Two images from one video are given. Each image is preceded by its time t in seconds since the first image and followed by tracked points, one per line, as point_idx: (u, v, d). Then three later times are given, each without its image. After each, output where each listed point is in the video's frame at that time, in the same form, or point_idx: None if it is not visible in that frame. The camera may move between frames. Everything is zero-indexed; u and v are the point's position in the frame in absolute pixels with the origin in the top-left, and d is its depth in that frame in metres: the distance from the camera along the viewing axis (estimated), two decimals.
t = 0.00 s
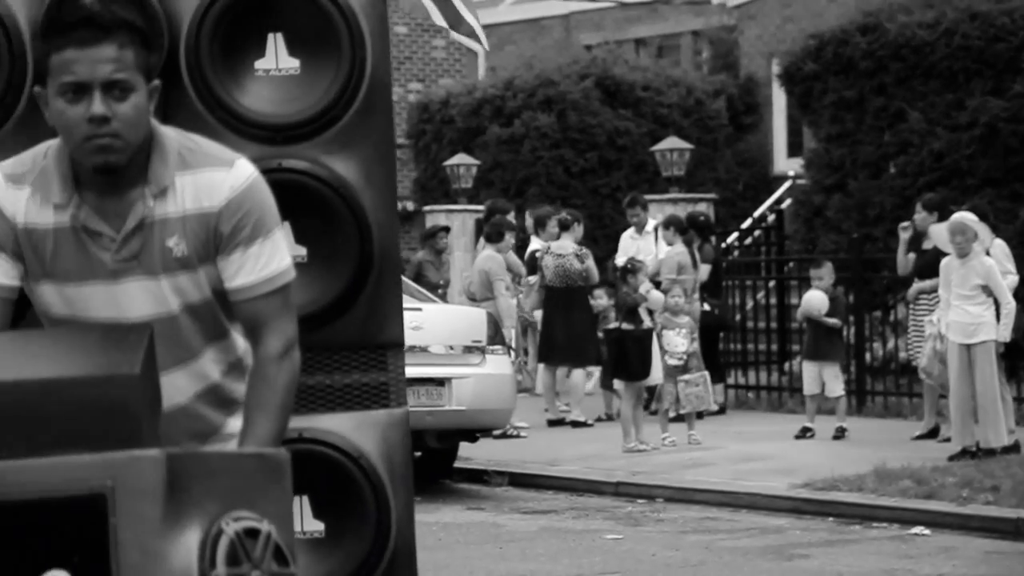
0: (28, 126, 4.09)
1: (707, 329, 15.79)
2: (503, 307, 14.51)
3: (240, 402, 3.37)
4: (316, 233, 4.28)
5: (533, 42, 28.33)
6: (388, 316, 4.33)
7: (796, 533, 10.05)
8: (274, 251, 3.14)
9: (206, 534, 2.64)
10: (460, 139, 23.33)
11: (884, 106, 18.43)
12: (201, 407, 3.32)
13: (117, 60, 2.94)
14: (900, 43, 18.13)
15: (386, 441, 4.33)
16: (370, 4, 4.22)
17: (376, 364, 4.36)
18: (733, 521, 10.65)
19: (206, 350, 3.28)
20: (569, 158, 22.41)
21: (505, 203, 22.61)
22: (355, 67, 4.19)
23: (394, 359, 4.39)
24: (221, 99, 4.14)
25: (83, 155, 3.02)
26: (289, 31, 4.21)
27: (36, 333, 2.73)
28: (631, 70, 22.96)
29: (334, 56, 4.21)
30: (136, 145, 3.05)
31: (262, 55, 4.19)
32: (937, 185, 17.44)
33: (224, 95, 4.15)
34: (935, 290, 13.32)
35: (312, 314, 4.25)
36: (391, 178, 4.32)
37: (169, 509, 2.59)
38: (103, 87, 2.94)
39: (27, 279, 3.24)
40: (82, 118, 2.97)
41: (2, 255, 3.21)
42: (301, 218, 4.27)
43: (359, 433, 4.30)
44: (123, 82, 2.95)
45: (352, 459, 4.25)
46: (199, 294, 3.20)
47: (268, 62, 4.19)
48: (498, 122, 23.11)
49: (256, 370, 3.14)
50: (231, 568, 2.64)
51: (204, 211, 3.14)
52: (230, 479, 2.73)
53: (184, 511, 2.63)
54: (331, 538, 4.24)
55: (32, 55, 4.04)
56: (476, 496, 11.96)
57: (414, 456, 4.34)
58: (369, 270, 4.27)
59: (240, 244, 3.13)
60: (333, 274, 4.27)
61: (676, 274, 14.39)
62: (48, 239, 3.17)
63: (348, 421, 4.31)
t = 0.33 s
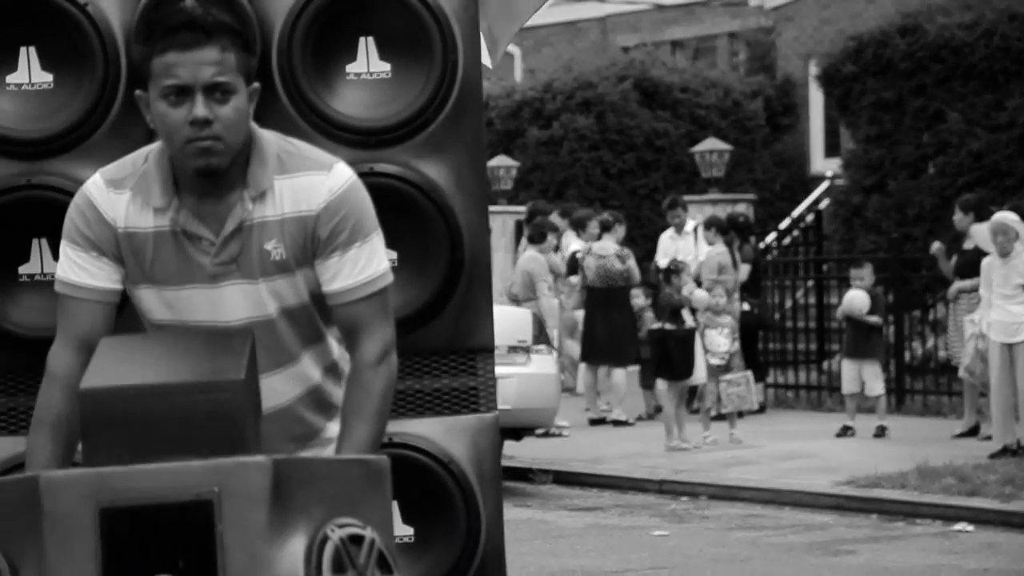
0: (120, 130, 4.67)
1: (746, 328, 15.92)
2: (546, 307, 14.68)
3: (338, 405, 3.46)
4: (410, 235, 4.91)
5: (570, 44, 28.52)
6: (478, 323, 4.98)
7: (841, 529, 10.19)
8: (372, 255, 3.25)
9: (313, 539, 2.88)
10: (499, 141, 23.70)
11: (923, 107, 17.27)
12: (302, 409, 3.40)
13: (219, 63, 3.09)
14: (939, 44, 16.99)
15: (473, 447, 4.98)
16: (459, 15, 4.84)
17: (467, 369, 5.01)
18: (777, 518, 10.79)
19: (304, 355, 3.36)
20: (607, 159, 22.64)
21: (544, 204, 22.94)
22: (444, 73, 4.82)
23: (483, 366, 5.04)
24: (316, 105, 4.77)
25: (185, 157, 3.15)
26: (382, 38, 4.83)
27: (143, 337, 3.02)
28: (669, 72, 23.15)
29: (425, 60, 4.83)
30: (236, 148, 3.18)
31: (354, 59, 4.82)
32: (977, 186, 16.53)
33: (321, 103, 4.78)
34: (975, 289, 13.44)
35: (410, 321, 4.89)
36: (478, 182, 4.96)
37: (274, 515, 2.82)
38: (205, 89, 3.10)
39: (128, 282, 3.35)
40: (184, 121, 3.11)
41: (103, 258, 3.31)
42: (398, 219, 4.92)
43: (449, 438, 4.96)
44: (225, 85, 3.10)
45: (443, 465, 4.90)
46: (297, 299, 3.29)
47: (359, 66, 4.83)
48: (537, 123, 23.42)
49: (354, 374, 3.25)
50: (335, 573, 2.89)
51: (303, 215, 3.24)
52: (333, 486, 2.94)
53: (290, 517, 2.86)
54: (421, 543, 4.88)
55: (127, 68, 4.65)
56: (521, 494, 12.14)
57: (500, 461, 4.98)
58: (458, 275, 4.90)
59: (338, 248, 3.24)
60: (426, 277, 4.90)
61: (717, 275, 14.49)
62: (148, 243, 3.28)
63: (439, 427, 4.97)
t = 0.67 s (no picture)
0: (196, 125, 4.72)
1: (768, 320, 16.18)
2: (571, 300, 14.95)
3: (418, 403, 3.68)
4: (486, 232, 4.87)
5: (591, 39, 28.80)
6: (552, 320, 4.93)
7: (863, 518, 10.41)
8: (456, 254, 3.44)
9: (405, 537, 3.02)
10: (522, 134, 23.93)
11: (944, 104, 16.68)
12: (380, 408, 3.63)
13: (309, 57, 3.30)
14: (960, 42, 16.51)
15: (547, 443, 4.93)
16: (538, 14, 4.82)
17: (540, 366, 4.99)
18: (800, 506, 11.01)
19: (388, 353, 3.58)
20: (630, 153, 22.80)
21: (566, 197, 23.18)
22: (521, 69, 4.79)
23: (556, 361, 5.01)
24: (392, 101, 4.76)
25: (274, 152, 3.33)
26: (460, 34, 4.81)
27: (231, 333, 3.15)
28: (692, 67, 23.39)
29: (503, 56, 4.81)
30: (325, 144, 3.36)
31: (431, 54, 4.81)
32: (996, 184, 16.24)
33: (397, 98, 4.76)
34: (994, 283, 13.70)
35: (487, 316, 4.85)
36: (556, 180, 4.90)
37: (367, 513, 2.98)
38: (296, 83, 3.30)
39: (215, 276, 3.51)
40: (274, 114, 3.30)
41: (190, 253, 3.47)
42: (476, 216, 4.87)
43: (521, 435, 4.92)
44: (316, 80, 3.30)
45: (516, 462, 4.86)
46: (383, 296, 3.50)
47: (435, 62, 4.82)
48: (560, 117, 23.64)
49: (439, 373, 3.43)
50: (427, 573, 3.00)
51: (389, 211, 3.44)
52: (425, 483, 3.07)
53: (381, 514, 3.01)
54: (493, 541, 4.87)
55: (204, 64, 4.70)
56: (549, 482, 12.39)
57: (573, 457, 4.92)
58: (533, 271, 4.85)
59: (424, 246, 3.44)
60: (500, 273, 4.85)
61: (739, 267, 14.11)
62: (235, 239, 3.46)
63: (512, 423, 4.93)
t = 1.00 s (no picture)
0: (239, 117, 4.23)
1: (753, 314, 16.40)
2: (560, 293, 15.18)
3: (461, 407, 3.47)
4: (524, 234, 4.30)
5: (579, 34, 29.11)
6: (588, 318, 4.37)
7: (847, 511, 10.63)
8: (508, 257, 3.30)
9: (463, 536, 2.99)
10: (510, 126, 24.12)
11: (930, 103, 16.89)
12: (425, 410, 3.43)
13: (373, 56, 3.16)
14: (947, 44, 16.71)
15: (583, 442, 4.39)
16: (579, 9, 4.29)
17: (574, 364, 4.43)
18: (785, 498, 11.24)
19: (436, 354, 3.40)
20: (619, 146, 22.80)
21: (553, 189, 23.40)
22: (564, 67, 4.24)
23: (592, 359, 4.45)
24: (432, 95, 4.21)
25: (335, 150, 3.18)
26: (500, 27, 4.27)
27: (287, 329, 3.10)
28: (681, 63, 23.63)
29: (546, 51, 4.26)
30: (385, 143, 3.21)
31: (471, 49, 4.27)
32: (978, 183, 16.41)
33: (436, 92, 4.22)
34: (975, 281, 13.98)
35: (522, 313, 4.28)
36: (597, 180, 4.36)
37: (426, 511, 2.94)
38: (361, 81, 3.16)
39: (265, 273, 3.35)
40: (338, 112, 3.16)
41: (241, 249, 3.32)
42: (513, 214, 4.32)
43: (555, 434, 4.36)
44: (379, 78, 3.16)
45: (549, 460, 4.31)
46: (433, 298, 3.34)
47: (476, 57, 4.27)
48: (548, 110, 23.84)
49: (487, 374, 3.30)
50: (484, 572, 2.96)
51: (442, 212, 3.29)
52: (483, 482, 3.05)
53: (441, 512, 2.97)
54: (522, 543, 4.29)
55: (247, 56, 4.22)
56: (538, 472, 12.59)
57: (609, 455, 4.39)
58: (571, 268, 4.29)
59: (477, 247, 3.30)
60: (537, 270, 4.28)
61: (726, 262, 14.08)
62: (286, 239, 3.31)
63: (545, 421, 4.38)
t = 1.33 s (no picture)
0: (247, 130, 4.43)
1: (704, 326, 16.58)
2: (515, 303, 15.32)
3: (480, 427, 3.52)
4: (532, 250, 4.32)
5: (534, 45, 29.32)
6: (593, 337, 4.40)
7: (798, 521, 10.80)
8: (528, 275, 3.37)
9: (496, 561, 3.00)
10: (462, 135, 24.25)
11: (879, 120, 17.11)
12: (444, 430, 3.47)
13: (401, 72, 3.21)
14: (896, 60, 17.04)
15: (587, 462, 4.42)
16: (589, 25, 4.33)
17: (578, 384, 4.47)
18: (736, 509, 11.40)
19: (454, 373, 3.44)
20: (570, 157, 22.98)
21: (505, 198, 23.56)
22: (574, 84, 4.26)
23: (596, 381, 4.49)
24: (442, 111, 4.23)
25: (364, 167, 3.23)
26: (510, 43, 4.30)
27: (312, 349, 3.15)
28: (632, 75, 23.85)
29: (555, 68, 4.29)
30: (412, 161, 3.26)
31: (482, 65, 4.30)
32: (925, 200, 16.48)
33: (448, 108, 4.24)
34: (923, 296, 14.19)
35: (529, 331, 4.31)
36: (604, 197, 4.39)
37: (460, 536, 2.97)
38: (390, 98, 3.21)
39: (284, 291, 3.42)
40: (367, 129, 3.21)
41: (261, 267, 3.39)
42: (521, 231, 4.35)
43: (559, 453, 4.40)
44: (408, 95, 3.22)
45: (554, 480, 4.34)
46: (453, 317, 3.39)
47: (486, 73, 4.30)
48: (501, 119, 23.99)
49: (506, 395, 3.34)
50: None
51: (465, 231, 3.34)
52: (510, 507, 3.04)
53: (473, 538, 2.99)
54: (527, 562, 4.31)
55: (257, 68, 4.42)
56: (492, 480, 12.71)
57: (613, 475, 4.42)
58: (579, 285, 4.31)
59: (497, 266, 3.35)
60: (545, 286, 4.31)
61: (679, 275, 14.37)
62: (308, 257, 3.35)
63: (549, 439, 4.41)
